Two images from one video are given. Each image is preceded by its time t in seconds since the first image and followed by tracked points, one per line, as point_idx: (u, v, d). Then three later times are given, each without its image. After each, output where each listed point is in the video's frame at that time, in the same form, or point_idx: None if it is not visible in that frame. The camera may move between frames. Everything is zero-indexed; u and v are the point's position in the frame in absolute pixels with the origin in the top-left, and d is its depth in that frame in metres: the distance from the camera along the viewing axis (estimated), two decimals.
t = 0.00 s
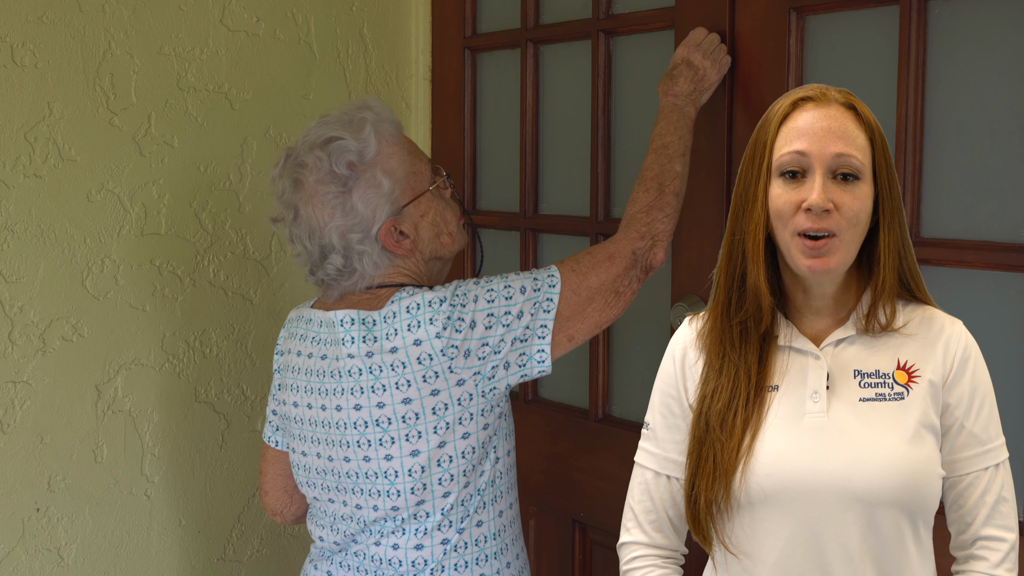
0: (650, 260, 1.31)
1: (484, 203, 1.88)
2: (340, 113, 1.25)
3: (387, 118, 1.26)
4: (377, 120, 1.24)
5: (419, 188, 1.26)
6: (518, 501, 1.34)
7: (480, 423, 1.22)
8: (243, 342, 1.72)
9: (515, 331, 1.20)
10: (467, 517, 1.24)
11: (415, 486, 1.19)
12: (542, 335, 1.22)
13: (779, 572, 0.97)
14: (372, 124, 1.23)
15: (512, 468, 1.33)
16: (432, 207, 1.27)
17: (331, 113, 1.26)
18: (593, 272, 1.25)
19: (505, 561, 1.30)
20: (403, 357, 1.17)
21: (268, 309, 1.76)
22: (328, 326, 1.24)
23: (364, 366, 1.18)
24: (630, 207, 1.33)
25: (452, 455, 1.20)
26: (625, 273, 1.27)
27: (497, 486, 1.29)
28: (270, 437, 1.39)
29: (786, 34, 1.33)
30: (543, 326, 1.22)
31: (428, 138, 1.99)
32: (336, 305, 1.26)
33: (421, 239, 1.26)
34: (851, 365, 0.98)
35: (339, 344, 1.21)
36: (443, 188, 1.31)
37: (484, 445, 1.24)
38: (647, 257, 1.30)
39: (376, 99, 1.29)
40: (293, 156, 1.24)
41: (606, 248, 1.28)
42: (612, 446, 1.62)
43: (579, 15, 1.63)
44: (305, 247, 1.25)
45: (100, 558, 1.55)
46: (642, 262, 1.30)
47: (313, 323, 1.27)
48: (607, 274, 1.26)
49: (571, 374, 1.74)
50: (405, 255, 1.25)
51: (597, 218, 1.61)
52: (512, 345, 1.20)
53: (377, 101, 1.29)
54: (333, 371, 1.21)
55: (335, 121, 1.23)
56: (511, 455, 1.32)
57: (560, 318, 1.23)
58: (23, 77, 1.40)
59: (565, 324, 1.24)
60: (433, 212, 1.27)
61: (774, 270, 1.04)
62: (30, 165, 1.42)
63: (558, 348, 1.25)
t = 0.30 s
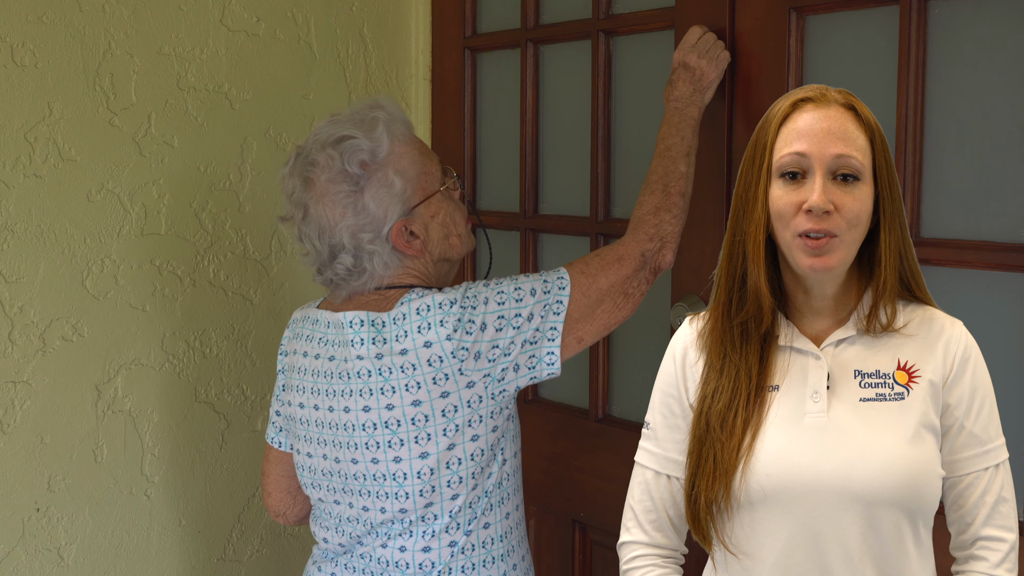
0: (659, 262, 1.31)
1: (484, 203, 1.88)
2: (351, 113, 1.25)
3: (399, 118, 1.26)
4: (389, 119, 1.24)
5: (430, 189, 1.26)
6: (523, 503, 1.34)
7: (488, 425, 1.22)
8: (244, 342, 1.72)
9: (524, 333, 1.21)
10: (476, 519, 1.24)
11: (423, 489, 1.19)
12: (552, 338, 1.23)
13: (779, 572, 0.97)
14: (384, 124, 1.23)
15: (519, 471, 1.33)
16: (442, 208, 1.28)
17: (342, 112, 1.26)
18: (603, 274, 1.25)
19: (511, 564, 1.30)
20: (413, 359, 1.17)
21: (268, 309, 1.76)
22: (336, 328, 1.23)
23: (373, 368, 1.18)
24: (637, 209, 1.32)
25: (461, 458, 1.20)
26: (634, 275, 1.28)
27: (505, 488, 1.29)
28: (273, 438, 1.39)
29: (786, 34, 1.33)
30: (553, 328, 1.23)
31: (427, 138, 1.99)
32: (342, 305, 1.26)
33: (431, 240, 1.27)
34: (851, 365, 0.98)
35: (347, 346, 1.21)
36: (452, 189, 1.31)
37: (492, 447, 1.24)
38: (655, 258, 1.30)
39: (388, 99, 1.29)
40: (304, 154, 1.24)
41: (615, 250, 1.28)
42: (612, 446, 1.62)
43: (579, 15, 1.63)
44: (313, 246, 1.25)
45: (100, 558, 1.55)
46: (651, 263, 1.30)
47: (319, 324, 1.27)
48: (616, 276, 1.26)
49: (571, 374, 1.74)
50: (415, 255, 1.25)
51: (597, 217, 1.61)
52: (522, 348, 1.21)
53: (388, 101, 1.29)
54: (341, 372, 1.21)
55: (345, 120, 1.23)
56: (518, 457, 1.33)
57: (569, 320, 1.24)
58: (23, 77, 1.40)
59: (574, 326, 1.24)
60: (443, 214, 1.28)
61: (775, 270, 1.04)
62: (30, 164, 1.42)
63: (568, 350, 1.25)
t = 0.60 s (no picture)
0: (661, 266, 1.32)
1: (484, 203, 1.88)
2: (353, 112, 1.25)
3: (401, 117, 1.27)
4: (391, 119, 1.25)
5: (431, 189, 1.26)
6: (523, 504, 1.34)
7: (489, 427, 1.22)
8: (244, 342, 1.72)
9: (526, 336, 1.21)
10: (476, 521, 1.24)
11: (424, 490, 1.19)
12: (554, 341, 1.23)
13: (778, 571, 0.97)
14: (386, 123, 1.23)
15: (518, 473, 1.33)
16: (443, 209, 1.28)
17: (344, 111, 1.26)
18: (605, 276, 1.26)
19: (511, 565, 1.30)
20: (414, 360, 1.17)
21: (268, 309, 1.76)
22: (336, 329, 1.23)
23: (374, 369, 1.18)
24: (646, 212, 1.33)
25: (461, 459, 1.20)
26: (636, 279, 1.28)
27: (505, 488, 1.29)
28: (272, 439, 1.39)
29: (786, 34, 1.33)
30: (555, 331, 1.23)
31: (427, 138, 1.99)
32: (343, 305, 1.26)
33: (432, 241, 1.27)
34: (850, 365, 0.98)
35: (347, 347, 1.20)
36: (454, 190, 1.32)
37: (493, 449, 1.24)
38: (658, 263, 1.31)
39: (390, 99, 1.30)
40: (305, 154, 1.24)
41: (618, 253, 1.28)
42: (612, 446, 1.62)
43: (579, 15, 1.63)
44: (313, 245, 1.25)
45: (100, 558, 1.55)
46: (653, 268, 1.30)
47: (319, 324, 1.27)
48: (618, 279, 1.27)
49: (571, 375, 1.74)
50: (416, 256, 1.25)
51: (597, 217, 1.61)
52: (524, 350, 1.21)
53: (390, 101, 1.29)
54: (341, 373, 1.21)
55: (347, 119, 1.23)
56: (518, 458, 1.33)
57: (570, 324, 1.24)
58: (23, 77, 1.41)
59: (576, 330, 1.25)
60: (444, 214, 1.28)
61: (774, 270, 1.04)
62: (30, 164, 1.42)
63: (569, 353, 1.26)
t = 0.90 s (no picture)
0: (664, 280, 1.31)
1: (484, 203, 1.88)
2: (350, 113, 1.25)
3: (398, 117, 1.27)
4: (388, 119, 1.25)
5: (429, 189, 1.26)
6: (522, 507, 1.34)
7: (488, 430, 1.22)
8: (244, 342, 1.72)
9: (526, 341, 1.21)
10: (473, 523, 1.24)
11: (421, 492, 1.19)
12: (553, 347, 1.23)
13: (777, 571, 0.97)
14: (383, 124, 1.23)
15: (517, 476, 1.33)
16: (442, 209, 1.28)
17: (341, 112, 1.26)
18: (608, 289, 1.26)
19: (510, 567, 1.30)
20: (413, 361, 1.17)
21: (269, 310, 1.76)
22: (335, 329, 1.23)
23: (372, 370, 1.18)
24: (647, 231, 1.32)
25: (459, 462, 1.20)
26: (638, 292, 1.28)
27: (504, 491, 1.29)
28: (271, 438, 1.39)
29: (787, 34, 1.33)
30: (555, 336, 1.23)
31: (427, 138, 1.99)
32: (343, 305, 1.26)
33: (430, 241, 1.27)
34: (849, 365, 0.98)
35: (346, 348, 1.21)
36: (452, 191, 1.32)
37: (491, 452, 1.24)
38: (663, 278, 1.31)
39: (388, 98, 1.30)
40: (303, 155, 1.24)
41: (623, 266, 1.28)
42: (612, 447, 1.62)
43: (579, 15, 1.63)
44: (312, 246, 1.25)
45: (100, 558, 1.55)
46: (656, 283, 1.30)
47: (318, 324, 1.28)
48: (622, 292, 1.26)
49: (571, 375, 1.74)
50: (414, 256, 1.25)
51: (597, 217, 1.61)
52: (523, 354, 1.21)
53: (388, 102, 1.29)
54: (340, 373, 1.21)
55: (344, 120, 1.23)
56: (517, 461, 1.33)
57: (572, 332, 1.24)
58: (23, 77, 1.41)
59: (576, 339, 1.25)
60: (443, 214, 1.28)
61: (773, 272, 1.04)
62: (30, 164, 1.42)
63: (569, 362, 1.26)
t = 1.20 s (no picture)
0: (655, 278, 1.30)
1: (484, 203, 1.88)
2: (357, 109, 1.25)
3: (404, 117, 1.27)
4: (394, 117, 1.25)
5: (430, 191, 1.26)
6: (519, 507, 1.34)
7: (484, 431, 1.22)
8: (244, 342, 1.72)
9: (522, 342, 1.21)
10: (471, 524, 1.24)
11: (419, 494, 1.19)
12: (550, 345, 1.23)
13: (776, 572, 0.97)
14: (388, 121, 1.23)
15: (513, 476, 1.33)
16: (442, 211, 1.28)
17: (349, 108, 1.26)
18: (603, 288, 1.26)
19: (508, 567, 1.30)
20: (409, 362, 1.16)
21: (268, 310, 1.76)
22: (332, 330, 1.23)
23: (370, 371, 1.18)
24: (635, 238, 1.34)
25: (457, 463, 1.20)
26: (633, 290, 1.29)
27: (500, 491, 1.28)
28: (270, 440, 1.38)
29: (786, 34, 1.33)
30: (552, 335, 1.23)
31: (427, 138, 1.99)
32: (338, 307, 1.26)
33: (428, 242, 1.26)
34: (847, 365, 0.98)
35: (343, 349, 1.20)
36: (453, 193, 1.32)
37: (489, 452, 1.24)
38: (656, 273, 1.31)
39: (396, 97, 1.30)
40: (306, 148, 1.24)
41: (616, 264, 1.28)
42: (611, 447, 1.62)
43: (579, 15, 1.63)
44: (310, 240, 1.25)
45: (100, 558, 1.55)
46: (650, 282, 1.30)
47: (314, 324, 1.27)
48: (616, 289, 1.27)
49: (571, 375, 1.73)
50: (410, 256, 1.25)
51: (597, 217, 1.61)
52: (519, 355, 1.21)
53: (397, 101, 1.30)
54: (337, 375, 1.21)
55: (351, 116, 1.24)
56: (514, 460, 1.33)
57: (567, 330, 1.24)
58: (23, 77, 1.41)
59: (572, 336, 1.25)
60: (443, 216, 1.28)
61: (772, 271, 1.04)
62: (30, 164, 1.42)
63: (564, 360, 1.26)
